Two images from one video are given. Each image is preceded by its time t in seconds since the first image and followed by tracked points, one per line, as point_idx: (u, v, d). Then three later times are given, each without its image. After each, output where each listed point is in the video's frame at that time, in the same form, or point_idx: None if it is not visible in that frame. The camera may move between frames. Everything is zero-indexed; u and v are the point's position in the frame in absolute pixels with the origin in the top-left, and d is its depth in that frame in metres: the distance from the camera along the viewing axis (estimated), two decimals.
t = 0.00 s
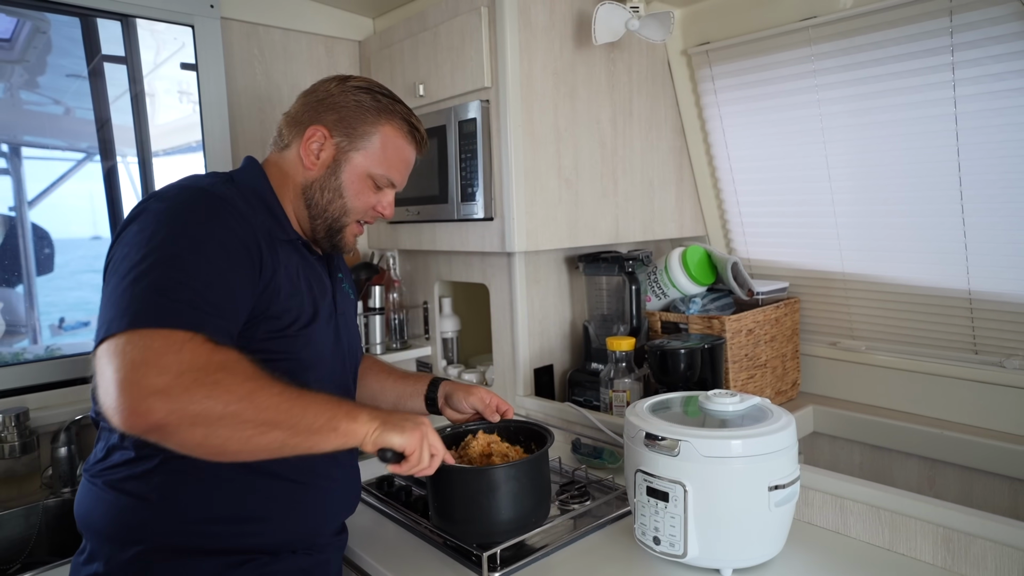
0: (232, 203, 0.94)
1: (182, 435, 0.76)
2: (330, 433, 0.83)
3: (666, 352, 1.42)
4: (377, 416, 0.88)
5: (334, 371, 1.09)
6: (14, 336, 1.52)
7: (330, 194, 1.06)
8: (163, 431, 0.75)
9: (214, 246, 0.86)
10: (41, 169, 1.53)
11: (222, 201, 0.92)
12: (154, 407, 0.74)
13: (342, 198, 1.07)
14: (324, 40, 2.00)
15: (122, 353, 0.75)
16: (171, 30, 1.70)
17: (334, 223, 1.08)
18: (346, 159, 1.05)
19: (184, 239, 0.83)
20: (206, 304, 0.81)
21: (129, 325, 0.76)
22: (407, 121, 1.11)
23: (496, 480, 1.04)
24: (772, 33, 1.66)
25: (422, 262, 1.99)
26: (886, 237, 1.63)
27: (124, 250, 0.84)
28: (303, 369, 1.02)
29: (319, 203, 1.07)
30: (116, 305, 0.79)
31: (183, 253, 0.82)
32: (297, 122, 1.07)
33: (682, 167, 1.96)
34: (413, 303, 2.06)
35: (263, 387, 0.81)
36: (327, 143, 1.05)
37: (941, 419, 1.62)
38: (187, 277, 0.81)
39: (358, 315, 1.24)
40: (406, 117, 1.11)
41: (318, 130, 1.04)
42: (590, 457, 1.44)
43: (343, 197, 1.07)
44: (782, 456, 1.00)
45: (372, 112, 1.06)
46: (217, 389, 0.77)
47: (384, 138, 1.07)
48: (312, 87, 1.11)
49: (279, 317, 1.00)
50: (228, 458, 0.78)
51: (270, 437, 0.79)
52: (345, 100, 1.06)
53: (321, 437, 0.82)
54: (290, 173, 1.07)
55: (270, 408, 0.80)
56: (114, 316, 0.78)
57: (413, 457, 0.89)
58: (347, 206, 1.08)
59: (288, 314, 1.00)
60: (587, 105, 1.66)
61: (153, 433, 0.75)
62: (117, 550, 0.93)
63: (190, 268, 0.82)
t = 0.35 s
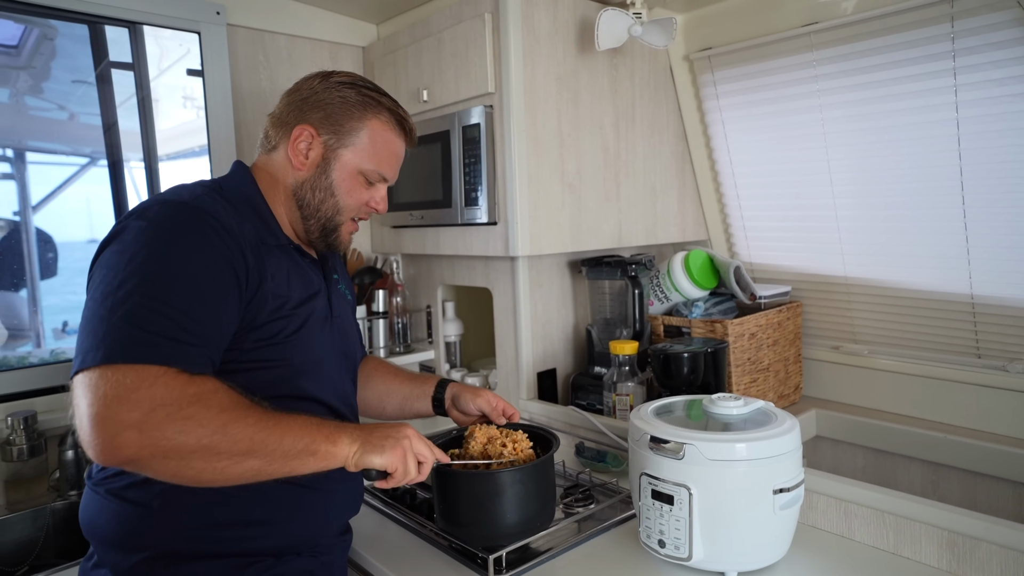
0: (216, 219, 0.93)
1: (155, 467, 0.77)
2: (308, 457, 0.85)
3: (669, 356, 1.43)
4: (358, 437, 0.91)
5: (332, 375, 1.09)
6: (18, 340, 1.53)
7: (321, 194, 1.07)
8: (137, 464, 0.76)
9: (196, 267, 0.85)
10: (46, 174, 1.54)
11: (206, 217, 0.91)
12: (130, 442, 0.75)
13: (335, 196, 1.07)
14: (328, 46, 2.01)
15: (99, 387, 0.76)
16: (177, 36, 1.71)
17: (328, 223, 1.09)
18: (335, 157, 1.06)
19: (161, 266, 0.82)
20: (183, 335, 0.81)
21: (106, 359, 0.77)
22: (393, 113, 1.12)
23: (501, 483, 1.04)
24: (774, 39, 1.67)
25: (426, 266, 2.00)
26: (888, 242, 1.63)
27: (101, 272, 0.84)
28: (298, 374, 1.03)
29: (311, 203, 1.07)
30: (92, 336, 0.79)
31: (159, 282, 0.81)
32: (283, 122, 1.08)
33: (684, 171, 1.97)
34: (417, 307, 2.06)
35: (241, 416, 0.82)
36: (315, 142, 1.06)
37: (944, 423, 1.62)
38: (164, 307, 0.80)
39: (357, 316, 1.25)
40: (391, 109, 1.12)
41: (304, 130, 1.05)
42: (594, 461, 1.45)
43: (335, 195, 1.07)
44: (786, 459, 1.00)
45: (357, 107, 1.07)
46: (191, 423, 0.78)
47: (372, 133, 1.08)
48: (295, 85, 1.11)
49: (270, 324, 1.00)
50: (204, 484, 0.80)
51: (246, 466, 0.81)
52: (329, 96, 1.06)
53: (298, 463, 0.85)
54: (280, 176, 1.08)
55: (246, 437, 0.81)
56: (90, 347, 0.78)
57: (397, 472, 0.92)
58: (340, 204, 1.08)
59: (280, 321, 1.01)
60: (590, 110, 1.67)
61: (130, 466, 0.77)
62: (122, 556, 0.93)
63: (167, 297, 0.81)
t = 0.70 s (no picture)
0: (218, 224, 0.93)
1: (156, 476, 0.79)
2: (305, 469, 0.87)
3: (672, 358, 1.44)
4: (354, 449, 0.92)
5: (337, 376, 1.10)
6: (20, 341, 1.53)
7: (327, 195, 1.07)
8: (138, 473, 0.78)
9: (199, 276, 0.85)
10: (48, 175, 1.54)
11: (209, 224, 0.91)
12: (132, 453, 0.76)
13: (340, 197, 1.08)
14: (333, 49, 2.02)
15: (104, 396, 0.77)
16: (182, 39, 1.72)
17: (333, 224, 1.09)
18: (340, 159, 1.06)
19: (165, 274, 0.82)
20: (186, 344, 0.81)
21: (110, 368, 0.77)
22: (397, 115, 1.13)
23: (506, 483, 1.05)
24: (775, 44, 1.68)
25: (429, 268, 2.01)
26: (889, 244, 1.64)
27: (105, 278, 0.84)
28: (303, 375, 1.04)
29: (316, 204, 1.08)
30: (96, 344, 0.79)
31: (163, 290, 0.81)
32: (288, 123, 1.08)
33: (686, 174, 1.98)
34: (420, 309, 2.07)
35: (241, 427, 0.83)
36: (320, 143, 1.06)
37: (944, 424, 1.63)
38: (167, 317, 0.80)
39: (361, 317, 1.25)
40: (395, 111, 1.13)
41: (310, 131, 1.06)
42: (597, 462, 1.45)
43: (340, 196, 1.08)
44: (789, 460, 1.01)
45: (362, 109, 1.08)
46: (192, 435, 0.79)
47: (376, 135, 1.08)
48: (299, 87, 1.12)
49: (275, 327, 1.01)
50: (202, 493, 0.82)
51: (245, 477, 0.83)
52: (334, 98, 1.07)
53: (295, 474, 0.86)
54: (285, 177, 1.09)
55: (245, 449, 0.82)
56: (94, 355, 0.79)
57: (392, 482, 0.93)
58: (344, 205, 1.09)
59: (285, 324, 1.02)
60: (594, 114, 1.68)
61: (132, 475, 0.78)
62: (130, 554, 0.94)
63: (170, 307, 0.81)
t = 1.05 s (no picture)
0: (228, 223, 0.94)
1: (175, 464, 0.79)
2: (321, 449, 0.86)
3: (673, 357, 1.45)
4: (369, 429, 0.91)
5: (345, 373, 1.11)
6: (22, 341, 1.54)
7: (333, 195, 1.08)
8: (157, 461, 0.78)
9: (210, 271, 0.87)
10: (50, 176, 1.55)
11: (218, 222, 0.93)
12: (150, 440, 0.77)
13: (346, 197, 1.09)
14: (336, 51, 2.04)
15: (119, 386, 0.78)
16: (185, 41, 1.74)
17: (339, 223, 1.10)
18: (346, 159, 1.08)
19: (177, 271, 0.84)
20: (199, 338, 0.83)
21: (125, 360, 0.79)
22: (401, 116, 1.14)
23: (512, 479, 1.07)
24: (775, 46, 1.70)
25: (431, 268, 2.02)
26: (888, 244, 1.66)
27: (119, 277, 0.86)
28: (312, 374, 1.05)
29: (322, 204, 1.09)
30: (111, 339, 0.81)
31: (176, 286, 0.83)
32: (295, 125, 1.10)
33: (686, 175, 2.00)
34: (422, 309, 2.08)
35: (255, 411, 0.84)
36: (326, 144, 1.07)
37: (942, 423, 1.65)
38: (179, 310, 0.82)
39: (368, 316, 1.26)
40: (399, 112, 1.14)
41: (316, 132, 1.07)
42: (598, 460, 1.47)
43: (346, 196, 1.09)
44: (789, 457, 1.02)
45: (367, 111, 1.09)
46: (209, 419, 0.80)
47: (381, 135, 1.10)
48: (305, 90, 1.13)
49: (285, 325, 1.02)
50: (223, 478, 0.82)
51: (262, 459, 0.83)
52: (340, 100, 1.08)
53: (311, 454, 0.86)
54: (292, 178, 1.10)
55: (262, 431, 0.83)
56: (111, 349, 0.80)
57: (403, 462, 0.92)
58: (350, 205, 1.10)
59: (296, 322, 1.03)
60: (596, 116, 1.70)
61: (152, 464, 0.79)
62: (141, 550, 0.95)
63: (183, 301, 0.83)
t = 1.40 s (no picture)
0: (250, 190, 0.97)
1: (313, 345, 0.75)
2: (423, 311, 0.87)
3: (676, 356, 1.46)
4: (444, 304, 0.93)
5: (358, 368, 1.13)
6: (30, 338, 1.56)
7: (346, 192, 1.09)
8: (296, 344, 0.73)
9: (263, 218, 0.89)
10: (57, 174, 1.57)
11: (249, 194, 0.95)
12: (287, 319, 0.73)
13: (358, 195, 1.10)
14: (341, 50, 2.05)
15: (230, 284, 0.74)
16: (192, 41, 1.75)
17: (352, 220, 1.12)
18: (358, 157, 1.09)
19: (226, 207, 0.85)
20: (272, 245, 0.82)
21: (227, 263, 0.76)
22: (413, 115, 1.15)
23: (516, 476, 1.07)
24: (780, 46, 1.70)
25: (435, 267, 2.03)
26: (892, 243, 1.66)
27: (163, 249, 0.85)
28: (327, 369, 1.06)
29: (336, 201, 1.10)
30: (189, 271, 0.78)
31: (229, 213, 0.84)
32: (309, 125, 1.11)
33: (690, 174, 2.00)
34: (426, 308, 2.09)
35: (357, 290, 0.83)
36: (339, 143, 1.08)
37: (946, 424, 1.65)
38: (260, 231, 0.83)
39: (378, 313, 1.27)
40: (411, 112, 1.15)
41: (329, 131, 1.08)
42: (601, 458, 1.47)
43: (359, 194, 1.10)
44: (792, 456, 1.03)
45: (379, 110, 1.10)
46: (330, 291, 0.78)
47: (393, 134, 1.10)
48: (319, 92, 1.15)
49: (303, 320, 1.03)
50: (360, 358, 0.78)
51: (386, 325, 0.80)
52: (352, 100, 1.09)
53: (417, 318, 0.84)
54: (306, 175, 1.11)
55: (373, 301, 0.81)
56: (198, 272, 0.77)
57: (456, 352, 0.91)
58: (363, 203, 1.11)
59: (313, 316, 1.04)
60: (599, 115, 1.70)
61: (288, 353, 0.73)
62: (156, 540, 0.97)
63: (244, 220, 0.83)
